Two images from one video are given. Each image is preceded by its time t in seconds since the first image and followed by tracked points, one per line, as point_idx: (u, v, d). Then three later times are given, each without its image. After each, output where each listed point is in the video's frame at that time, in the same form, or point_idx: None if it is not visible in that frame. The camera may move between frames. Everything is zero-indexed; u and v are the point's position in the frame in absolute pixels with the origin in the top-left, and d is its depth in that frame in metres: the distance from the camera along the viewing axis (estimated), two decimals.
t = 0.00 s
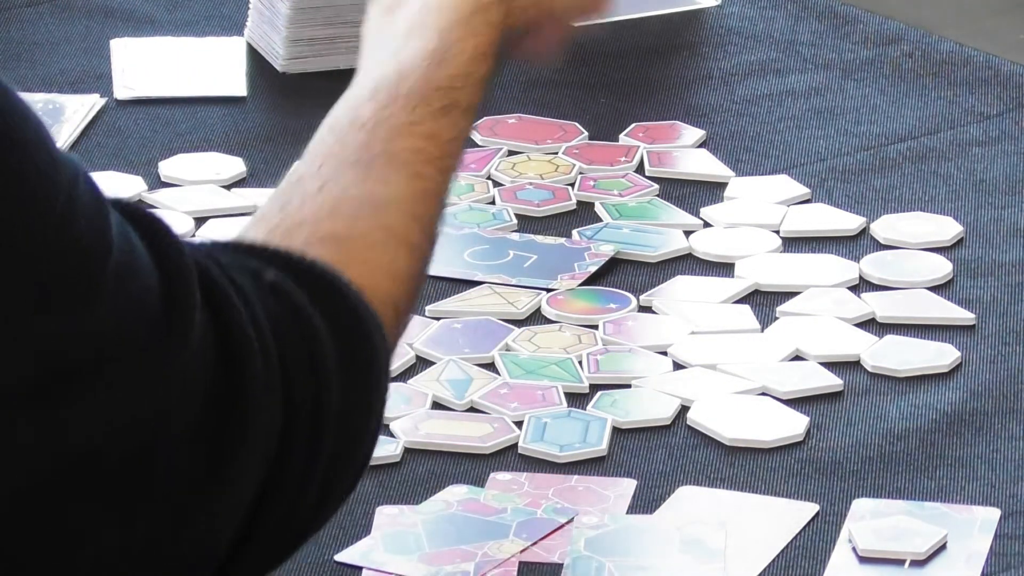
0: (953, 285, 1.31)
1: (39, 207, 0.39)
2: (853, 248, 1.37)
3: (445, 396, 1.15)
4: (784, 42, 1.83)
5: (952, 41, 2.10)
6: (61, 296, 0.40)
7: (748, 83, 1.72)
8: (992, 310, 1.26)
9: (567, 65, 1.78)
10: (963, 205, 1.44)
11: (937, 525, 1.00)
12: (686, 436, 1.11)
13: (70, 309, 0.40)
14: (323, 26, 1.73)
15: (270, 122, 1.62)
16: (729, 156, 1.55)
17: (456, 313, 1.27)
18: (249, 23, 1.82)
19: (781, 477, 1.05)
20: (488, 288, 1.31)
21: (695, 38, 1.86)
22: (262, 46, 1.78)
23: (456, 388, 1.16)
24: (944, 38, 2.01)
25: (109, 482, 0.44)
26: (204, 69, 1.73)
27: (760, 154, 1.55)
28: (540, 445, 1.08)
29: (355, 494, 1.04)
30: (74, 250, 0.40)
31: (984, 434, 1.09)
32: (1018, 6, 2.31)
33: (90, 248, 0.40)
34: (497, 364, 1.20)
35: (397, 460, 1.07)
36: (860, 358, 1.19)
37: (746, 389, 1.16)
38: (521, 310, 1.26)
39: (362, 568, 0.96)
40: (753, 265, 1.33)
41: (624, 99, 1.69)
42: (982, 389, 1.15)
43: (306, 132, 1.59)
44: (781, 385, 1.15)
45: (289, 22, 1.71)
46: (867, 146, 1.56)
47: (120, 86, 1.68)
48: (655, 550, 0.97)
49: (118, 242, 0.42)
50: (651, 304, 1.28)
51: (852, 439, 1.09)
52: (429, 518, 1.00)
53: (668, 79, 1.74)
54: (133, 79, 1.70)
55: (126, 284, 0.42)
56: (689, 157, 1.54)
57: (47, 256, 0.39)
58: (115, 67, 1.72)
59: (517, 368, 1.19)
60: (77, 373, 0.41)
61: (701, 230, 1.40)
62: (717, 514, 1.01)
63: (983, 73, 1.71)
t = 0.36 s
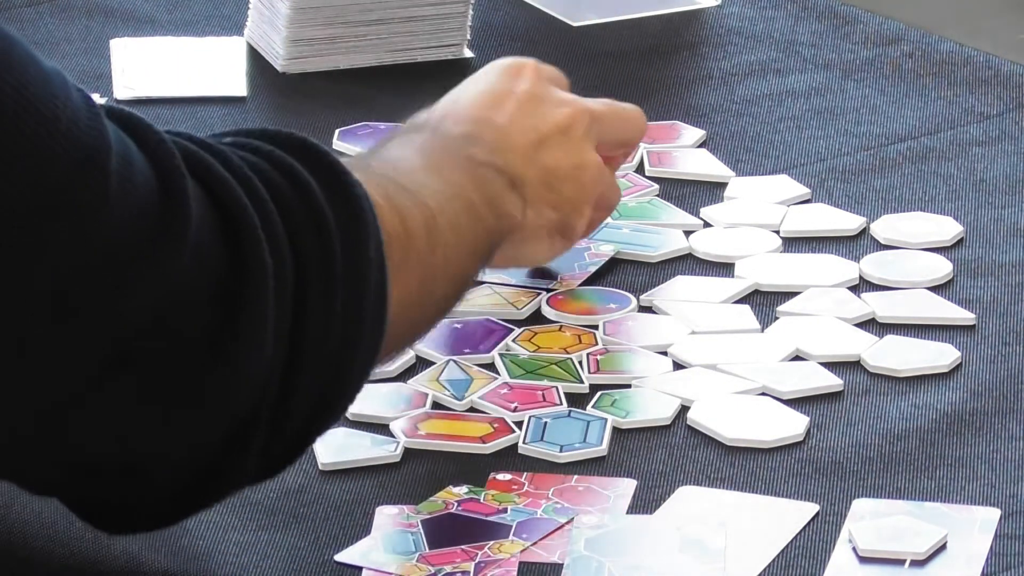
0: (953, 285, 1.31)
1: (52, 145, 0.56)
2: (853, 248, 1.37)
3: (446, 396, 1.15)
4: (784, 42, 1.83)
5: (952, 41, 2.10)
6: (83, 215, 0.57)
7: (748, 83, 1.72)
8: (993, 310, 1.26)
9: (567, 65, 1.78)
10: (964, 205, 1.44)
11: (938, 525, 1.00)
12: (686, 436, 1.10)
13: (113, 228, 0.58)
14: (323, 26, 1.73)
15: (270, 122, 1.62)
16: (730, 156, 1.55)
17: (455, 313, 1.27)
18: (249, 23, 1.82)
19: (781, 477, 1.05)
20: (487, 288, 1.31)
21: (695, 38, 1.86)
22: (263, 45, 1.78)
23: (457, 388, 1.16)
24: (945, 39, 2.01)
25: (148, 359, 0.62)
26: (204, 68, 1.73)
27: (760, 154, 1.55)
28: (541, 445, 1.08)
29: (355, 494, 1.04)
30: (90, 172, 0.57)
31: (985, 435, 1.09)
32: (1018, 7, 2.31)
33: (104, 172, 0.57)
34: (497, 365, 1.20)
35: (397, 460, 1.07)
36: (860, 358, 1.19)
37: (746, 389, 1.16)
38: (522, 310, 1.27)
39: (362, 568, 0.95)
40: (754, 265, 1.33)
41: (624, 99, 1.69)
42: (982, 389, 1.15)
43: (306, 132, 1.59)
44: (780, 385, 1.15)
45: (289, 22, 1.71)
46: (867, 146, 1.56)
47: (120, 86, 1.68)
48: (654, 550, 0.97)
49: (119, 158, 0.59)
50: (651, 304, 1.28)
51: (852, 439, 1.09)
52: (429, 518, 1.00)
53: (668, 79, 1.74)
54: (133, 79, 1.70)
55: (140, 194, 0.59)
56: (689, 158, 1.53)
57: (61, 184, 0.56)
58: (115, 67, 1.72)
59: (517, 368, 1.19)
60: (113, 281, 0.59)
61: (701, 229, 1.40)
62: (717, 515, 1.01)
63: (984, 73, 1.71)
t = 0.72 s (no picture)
0: (953, 285, 1.31)
1: (44, 135, 0.54)
2: (853, 248, 1.37)
3: (446, 396, 1.15)
4: (784, 42, 1.83)
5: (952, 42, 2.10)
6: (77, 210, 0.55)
7: (748, 83, 1.72)
8: (993, 310, 1.26)
9: (567, 65, 1.78)
10: (964, 205, 1.44)
11: (938, 526, 1.00)
12: (686, 436, 1.11)
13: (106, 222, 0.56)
14: (323, 26, 1.73)
15: (270, 122, 1.62)
16: (730, 156, 1.55)
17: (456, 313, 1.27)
18: (249, 24, 1.82)
19: (781, 477, 1.05)
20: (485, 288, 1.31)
21: (695, 38, 1.86)
22: (262, 45, 1.78)
23: (457, 388, 1.16)
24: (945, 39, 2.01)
25: (145, 363, 0.60)
26: (204, 68, 1.73)
27: (760, 154, 1.55)
28: (541, 445, 1.08)
29: (356, 494, 1.04)
30: (80, 166, 0.55)
31: (984, 435, 1.09)
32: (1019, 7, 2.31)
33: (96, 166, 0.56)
34: (497, 364, 1.20)
35: (397, 460, 1.07)
36: (860, 358, 1.19)
37: (746, 389, 1.16)
38: (521, 310, 1.27)
39: (362, 568, 0.95)
40: (753, 265, 1.33)
41: (625, 99, 1.69)
42: (982, 389, 1.15)
43: (305, 132, 1.59)
44: (780, 385, 1.15)
45: (290, 22, 1.71)
46: (867, 146, 1.56)
47: (120, 86, 1.68)
48: (654, 550, 0.97)
49: (115, 155, 0.58)
50: (651, 304, 1.28)
51: (852, 439, 1.09)
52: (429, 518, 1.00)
53: (668, 79, 1.74)
54: (133, 79, 1.70)
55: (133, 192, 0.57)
56: (689, 158, 1.53)
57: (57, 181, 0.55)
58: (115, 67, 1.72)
59: (517, 369, 1.19)
60: (110, 277, 0.57)
61: (701, 229, 1.40)
62: (717, 514, 1.01)
63: (984, 73, 1.71)
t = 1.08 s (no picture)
0: (953, 285, 1.31)
1: (38, 103, 0.36)
2: (852, 248, 1.37)
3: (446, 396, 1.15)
4: (784, 42, 1.82)
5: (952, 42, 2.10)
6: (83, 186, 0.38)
7: (748, 83, 1.72)
8: (992, 310, 1.26)
9: (567, 66, 1.78)
10: (964, 205, 1.44)
11: (938, 525, 1.00)
12: (686, 437, 1.11)
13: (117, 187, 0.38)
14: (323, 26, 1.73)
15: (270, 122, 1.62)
16: (729, 156, 1.55)
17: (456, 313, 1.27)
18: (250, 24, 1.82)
19: (781, 477, 1.05)
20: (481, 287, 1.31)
21: (696, 38, 1.86)
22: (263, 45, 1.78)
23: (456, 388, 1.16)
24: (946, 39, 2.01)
25: (202, 379, 0.43)
26: (204, 68, 1.74)
27: (760, 154, 1.55)
28: (541, 445, 1.08)
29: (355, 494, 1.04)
30: (96, 135, 0.37)
31: (984, 434, 1.09)
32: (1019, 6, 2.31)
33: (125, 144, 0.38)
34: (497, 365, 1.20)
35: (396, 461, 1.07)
36: (860, 358, 1.19)
37: (746, 389, 1.16)
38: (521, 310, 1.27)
39: (363, 568, 0.95)
40: (753, 265, 1.33)
41: (625, 99, 1.69)
42: (982, 389, 1.15)
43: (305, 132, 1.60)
44: (780, 385, 1.15)
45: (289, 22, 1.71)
46: (867, 146, 1.56)
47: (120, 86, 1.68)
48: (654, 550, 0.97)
49: (166, 119, 0.39)
50: (651, 304, 1.28)
51: (852, 439, 1.09)
52: (429, 518, 1.00)
53: (669, 79, 1.74)
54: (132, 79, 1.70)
55: (176, 153, 0.39)
56: (689, 158, 1.54)
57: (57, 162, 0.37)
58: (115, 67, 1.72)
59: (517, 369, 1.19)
60: (131, 251, 0.39)
61: (701, 229, 1.40)
62: (717, 514, 1.01)
63: (984, 73, 1.71)
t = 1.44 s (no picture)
0: (953, 285, 1.31)
1: (29, 152, 0.33)
2: (852, 248, 1.38)
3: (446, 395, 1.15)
4: (784, 42, 1.83)
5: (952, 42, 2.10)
6: (73, 242, 0.34)
7: (748, 83, 1.72)
8: (992, 310, 1.26)
9: (567, 65, 1.78)
10: (963, 205, 1.44)
11: (938, 525, 1.00)
12: (686, 436, 1.11)
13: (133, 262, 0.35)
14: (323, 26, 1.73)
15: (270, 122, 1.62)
16: (729, 156, 1.55)
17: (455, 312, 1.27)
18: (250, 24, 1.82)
19: (781, 477, 1.05)
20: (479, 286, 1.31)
21: (696, 38, 1.86)
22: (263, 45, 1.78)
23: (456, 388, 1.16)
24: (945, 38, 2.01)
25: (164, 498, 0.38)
26: (204, 68, 1.74)
27: (760, 154, 1.55)
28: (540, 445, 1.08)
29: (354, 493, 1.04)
30: (90, 190, 0.34)
31: (984, 434, 1.09)
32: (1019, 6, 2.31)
33: (138, 193, 0.35)
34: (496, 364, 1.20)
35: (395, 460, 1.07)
36: (860, 358, 1.19)
37: (746, 389, 1.16)
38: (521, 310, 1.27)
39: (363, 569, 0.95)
40: (754, 265, 1.33)
41: (625, 99, 1.69)
42: (982, 389, 1.15)
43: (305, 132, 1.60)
44: (781, 385, 1.15)
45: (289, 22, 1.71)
46: (866, 146, 1.56)
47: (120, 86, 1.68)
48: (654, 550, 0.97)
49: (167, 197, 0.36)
50: (651, 304, 1.28)
51: (852, 439, 1.09)
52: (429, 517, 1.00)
53: (669, 79, 1.74)
54: (132, 79, 1.70)
55: (174, 225, 0.36)
56: (689, 157, 1.54)
57: (48, 206, 0.34)
58: (115, 67, 1.72)
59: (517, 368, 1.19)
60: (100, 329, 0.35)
61: (701, 229, 1.40)
62: (717, 514, 1.01)
63: (983, 73, 1.71)
